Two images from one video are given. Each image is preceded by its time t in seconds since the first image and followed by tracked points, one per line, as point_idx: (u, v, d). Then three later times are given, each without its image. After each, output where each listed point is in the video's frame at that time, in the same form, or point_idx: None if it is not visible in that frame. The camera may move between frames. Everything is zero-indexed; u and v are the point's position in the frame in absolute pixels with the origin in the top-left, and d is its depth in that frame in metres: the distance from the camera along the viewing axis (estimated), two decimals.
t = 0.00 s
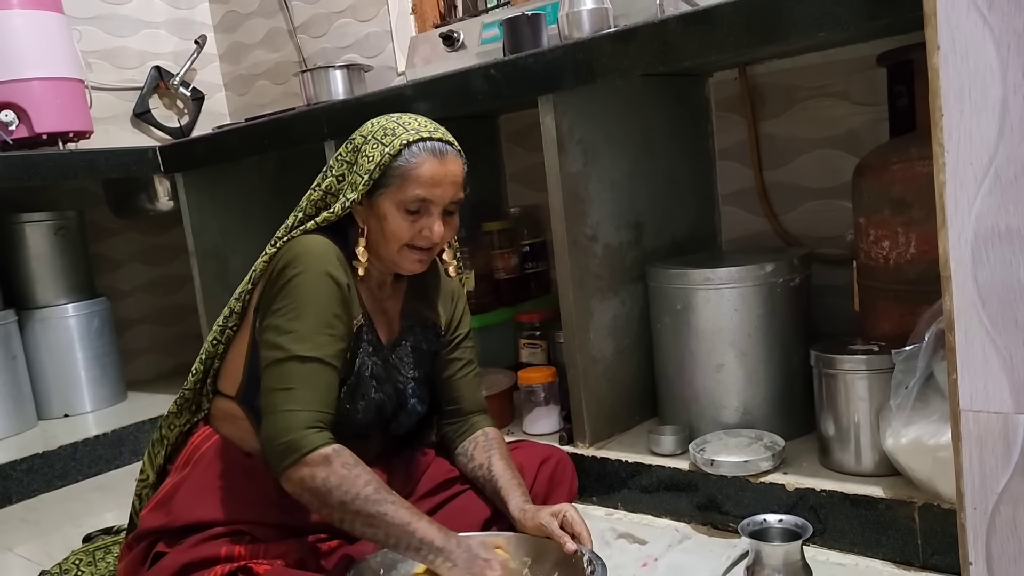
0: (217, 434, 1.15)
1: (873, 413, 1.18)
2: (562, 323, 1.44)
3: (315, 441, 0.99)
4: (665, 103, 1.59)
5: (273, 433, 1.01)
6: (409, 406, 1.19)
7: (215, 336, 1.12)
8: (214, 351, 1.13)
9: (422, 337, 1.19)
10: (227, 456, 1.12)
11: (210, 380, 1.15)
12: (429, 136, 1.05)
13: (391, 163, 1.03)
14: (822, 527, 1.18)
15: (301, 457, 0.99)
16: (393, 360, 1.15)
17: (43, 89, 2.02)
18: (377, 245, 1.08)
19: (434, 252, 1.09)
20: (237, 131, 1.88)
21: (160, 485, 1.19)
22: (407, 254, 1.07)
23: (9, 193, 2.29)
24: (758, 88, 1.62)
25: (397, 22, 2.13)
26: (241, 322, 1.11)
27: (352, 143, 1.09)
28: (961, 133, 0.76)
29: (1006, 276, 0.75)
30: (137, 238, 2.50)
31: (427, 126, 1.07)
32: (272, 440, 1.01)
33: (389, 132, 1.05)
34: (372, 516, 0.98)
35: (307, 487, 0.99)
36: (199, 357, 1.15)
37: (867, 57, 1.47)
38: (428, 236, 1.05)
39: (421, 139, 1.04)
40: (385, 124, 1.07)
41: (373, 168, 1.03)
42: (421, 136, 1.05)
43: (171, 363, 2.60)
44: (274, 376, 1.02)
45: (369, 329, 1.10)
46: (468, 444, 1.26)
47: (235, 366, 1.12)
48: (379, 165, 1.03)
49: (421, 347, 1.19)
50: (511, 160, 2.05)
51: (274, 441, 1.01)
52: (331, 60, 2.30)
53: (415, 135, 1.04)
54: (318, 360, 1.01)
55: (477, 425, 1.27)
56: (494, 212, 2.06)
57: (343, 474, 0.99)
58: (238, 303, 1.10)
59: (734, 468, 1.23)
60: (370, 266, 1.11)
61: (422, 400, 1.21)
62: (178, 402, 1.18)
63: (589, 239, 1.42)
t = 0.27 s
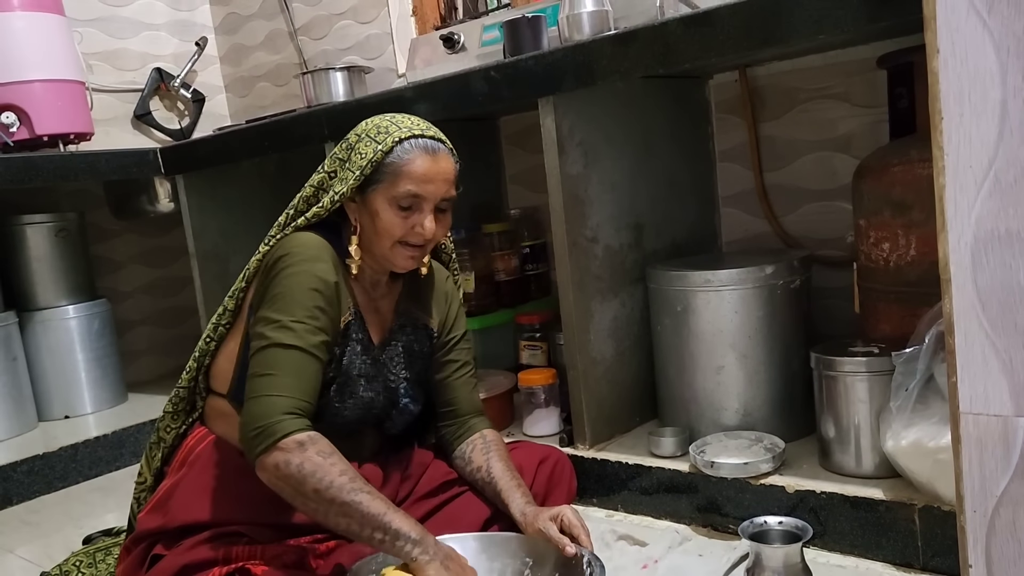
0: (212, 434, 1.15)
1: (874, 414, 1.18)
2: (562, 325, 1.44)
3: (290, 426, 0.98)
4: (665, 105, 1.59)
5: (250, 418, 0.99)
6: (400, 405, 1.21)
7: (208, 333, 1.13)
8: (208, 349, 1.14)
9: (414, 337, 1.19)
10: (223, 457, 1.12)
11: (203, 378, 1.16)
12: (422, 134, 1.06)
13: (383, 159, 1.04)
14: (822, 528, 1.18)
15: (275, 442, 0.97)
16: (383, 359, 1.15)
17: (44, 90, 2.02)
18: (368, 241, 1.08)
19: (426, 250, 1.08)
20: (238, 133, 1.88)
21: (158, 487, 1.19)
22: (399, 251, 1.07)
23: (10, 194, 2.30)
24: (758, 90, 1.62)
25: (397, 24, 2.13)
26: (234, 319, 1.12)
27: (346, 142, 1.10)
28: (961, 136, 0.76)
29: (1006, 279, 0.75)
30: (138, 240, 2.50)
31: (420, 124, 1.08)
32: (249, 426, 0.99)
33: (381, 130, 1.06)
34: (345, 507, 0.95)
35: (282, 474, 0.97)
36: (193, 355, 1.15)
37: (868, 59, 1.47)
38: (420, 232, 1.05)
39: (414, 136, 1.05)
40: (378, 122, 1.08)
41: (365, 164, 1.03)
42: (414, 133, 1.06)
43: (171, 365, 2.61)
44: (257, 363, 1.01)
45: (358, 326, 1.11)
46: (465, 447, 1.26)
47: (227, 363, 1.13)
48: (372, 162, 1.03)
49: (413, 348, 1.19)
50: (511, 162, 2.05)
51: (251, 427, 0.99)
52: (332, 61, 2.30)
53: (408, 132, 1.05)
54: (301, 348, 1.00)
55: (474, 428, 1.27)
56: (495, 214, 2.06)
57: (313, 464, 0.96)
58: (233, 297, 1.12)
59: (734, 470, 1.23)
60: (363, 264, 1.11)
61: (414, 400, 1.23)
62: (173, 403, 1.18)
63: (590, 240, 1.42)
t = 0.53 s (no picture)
0: (211, 436, 1.14)
1: (873, 416, 1.18)
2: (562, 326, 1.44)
3: (329, 437, 0.97)
4: (665, 105, 1.59)
5: (283, 433, 0.98)
6: (403, 410, 1.20)
7: (208, 339, 1.12)
8: (206, 354, 1.13)
9: (414, 341, 1.20)
10: (223, 459, 1.12)
11: (202, 382, 1.15)
12: (422, 136, 1.06)
13: (384, 161, 1.04)
14: (822, 530, 1.18)
15: (317, 454, 0.96)
16: (385, 365, 1.15)
17: (43, 90, 2.02)
18: (370, 246, 1.08)
19: (429, 253, 1.08)
20: (238, 133, 1.88)
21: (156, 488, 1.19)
22: (401, 254, 1.07)
23: (10, 194, 2.29)
24: (759, 91, 1.62)
25: (397, 24, 2.13)
26: (236, 326, 1.10)
27: (346, 146, 1.09)
28: (961, 137, 0.76)
29: (1005, 280, 0.75)
30: (138, 240, 2.50)
31: (420, 126, 1.08)
32: (283, 440, 0.98)
33: (381, 132, 1.06)
34: (393, 510, 0.96)
35: (328, 484, 0.96)
36: (191, 359, 1.14)
37: (868, 60, 1.47)
38: (423, 235, 1.05)
39: (414, 137, 1.05)
40: (378, 124, 1.08)
41: (366, 166, 1.03)
42: (414, 135, 1.05)
43: (171, 365, 2.60)
44: (281, 377, 0.99)
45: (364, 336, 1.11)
46: (465, 448, 1.26)
47: (228, 369, 1.11)
48: (372, 164, 1.03)
49: (414, 352, 1.20)
50: (511, 162, 2.05)
51: (285, 442, 0.98)
52: (332, 62, 2.30)
53: (408, 134, 1.05)
54: (324, 357, 1.00)
55: (474, 430, 1.27)
56: (495, 214, 2.06)
57: (356, 472, 0.96)
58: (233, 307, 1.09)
59: (734, 471, 1.23)
60: (366, 269, 1.11)
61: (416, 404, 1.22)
62: (173, 405, 1.18)
63: (589, 241, 1.42)
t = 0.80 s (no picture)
0: (218, 437, 1.14)
1: (875, 418, 1.18)
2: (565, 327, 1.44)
3: (333, 455, 0.97)
4: (667, 107, 1.59)
5: (291, 449, 0.99)
6: (414, 415, 1.20)
7: (220, 344, 1.11)
8: (219, 358, 1.13)
9: (424, 345, 1.20)
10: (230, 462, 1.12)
11: (213, 386, 1.15)
12: (437, 141, 1.06)
13: (399, 166, 1.04)
14: (822, 532, 1.18)
15: (320, 472, 0.97)
16: (396, 370, 1.15)
17: (45, 89, 2.02)
18: (385, 253, 1.08)
19: (444, 259, 1.08)
20: (240, 133, 1.88)
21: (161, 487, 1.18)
22: (416, 260, 1.07)
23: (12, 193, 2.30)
24: (761, 92, 1.62)
25: (400, 24, 2.14)
26: (248, 332, 1.10)
27: (361, 150, 1.09)
28: (963, 138, 0.76)
29: (1007, 282, 0.75)
30: (140, 239, 2.50)
31: (435, 130, 1.08)
32: (290, 456, 0.99)
33: (396, 137, 1.06)
34: (394, 530, 0.94)
35: (329, 502, 0.96)
36: (203, 362, 1.14)
37: (870, 62, 1.47)
38: (438, 241, 1.05)
39: (430, 142, 1.05)
40: (393, 129, 1.08)
41: (382, 171, 1.03)
42: (430, 140, 1.05)
43: (172, 364, 2.60)
44: (290, 392, 1.00)
45: (379, 344, 1.11)
46: (467, 449, 1.26)
47: (241, 375, 1.11)
48: (388, 168, 1.03)
49: (424, 356, 1.20)
50: (513, 163, 2.05)
51: (291, 457, 0.99)
52: (334, 62, 2.30)
53: (424, 139, 1.05)
54: (334, 374, 0.99)
55: (476, 432, 1.27)
56: (497, 215, 2.06)
57: (355, 493, 0.95)
58: (246, 314, 1.09)
59: (734, 472, 1.23)
60: (381, 275, 1.11)
61: (426, 409, 1.22)
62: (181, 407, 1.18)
63: (592, 243, 1.42)
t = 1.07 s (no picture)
0: (220, 440, 1.14)
1: (877, 424, 1.18)
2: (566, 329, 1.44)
3: (322, 479, 0.98)
4: (670, 110, 1.58)
5: (278, 468, 0.99)
6: (416, 422, 1.19)
7: (224, 348, 1.11)
8: (223, 361, 1.12)
9: (431, 350, 1.19)
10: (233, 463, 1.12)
11: (217, 388, 1.15)
12: (450, 152, 1.05)
13: (411, 177, 1.03)
14: (824, 537, 1.17)
15: (307, 495, 0.97)
16: (401, 377, 1.15)
17: (47, 89, 2.02)
18: (394, 262, 1.07)
19: (454, 270, 1.08)
20: (241, 134, 1.88)
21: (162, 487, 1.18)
22: (425, 271, 1.06)
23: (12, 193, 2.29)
24: (764, 95, 1.61)
25: (402, 26, 2.13)
26: (252, 339, 1.09)
27: (373, 159, 1.09)
28: (968, 142, 0.75)
29: (1013, 287, 0.74)
30: (140, 239, 2.50)
31: (449, 141, 1.08)
32: (278, 476, 0.99)
33: (410, 147, 1.06)
34: (372, 562, 0.95)
35: (310, 525, 0.97)
36: (207, 363, 1.14)
37: (873, 66, 1.47)
38: (448, 252, 1.04)
39: (444, 154, 1.05)
40: (407, 140, 1.08)
41: (393, 181, 1.03)
42: (443, 152, 1.05)
43: (172, 365, 2.60)
44: (284, 410, 1.00)
45: (385, 355, 1.11)
46: (465, 452, 1.26)
47: (245, 380, 1.11)
48: (399, 180, 1.03)
49: (430, 361, 1.19)
50: (515, 165, 2.04)
51: (278, 477, 0.99)
52: (336, 63, 2.30)
53: (437, 150, 1.05)
54: (332, 396, 1.00)
55: (474, 435, 1.27)
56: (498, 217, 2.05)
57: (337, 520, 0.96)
58: (251, 321, 1.09)
59: (735, 477, 1.23)
60: (388, 284, 1.10)
61: (429, 415, 1.21)
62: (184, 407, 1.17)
63: (593, 245, 1.41)
